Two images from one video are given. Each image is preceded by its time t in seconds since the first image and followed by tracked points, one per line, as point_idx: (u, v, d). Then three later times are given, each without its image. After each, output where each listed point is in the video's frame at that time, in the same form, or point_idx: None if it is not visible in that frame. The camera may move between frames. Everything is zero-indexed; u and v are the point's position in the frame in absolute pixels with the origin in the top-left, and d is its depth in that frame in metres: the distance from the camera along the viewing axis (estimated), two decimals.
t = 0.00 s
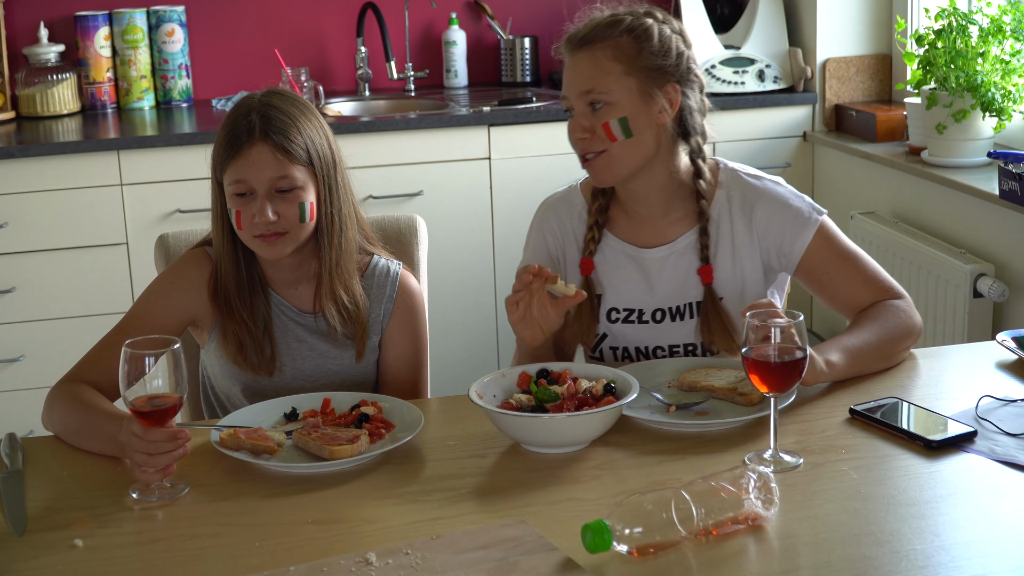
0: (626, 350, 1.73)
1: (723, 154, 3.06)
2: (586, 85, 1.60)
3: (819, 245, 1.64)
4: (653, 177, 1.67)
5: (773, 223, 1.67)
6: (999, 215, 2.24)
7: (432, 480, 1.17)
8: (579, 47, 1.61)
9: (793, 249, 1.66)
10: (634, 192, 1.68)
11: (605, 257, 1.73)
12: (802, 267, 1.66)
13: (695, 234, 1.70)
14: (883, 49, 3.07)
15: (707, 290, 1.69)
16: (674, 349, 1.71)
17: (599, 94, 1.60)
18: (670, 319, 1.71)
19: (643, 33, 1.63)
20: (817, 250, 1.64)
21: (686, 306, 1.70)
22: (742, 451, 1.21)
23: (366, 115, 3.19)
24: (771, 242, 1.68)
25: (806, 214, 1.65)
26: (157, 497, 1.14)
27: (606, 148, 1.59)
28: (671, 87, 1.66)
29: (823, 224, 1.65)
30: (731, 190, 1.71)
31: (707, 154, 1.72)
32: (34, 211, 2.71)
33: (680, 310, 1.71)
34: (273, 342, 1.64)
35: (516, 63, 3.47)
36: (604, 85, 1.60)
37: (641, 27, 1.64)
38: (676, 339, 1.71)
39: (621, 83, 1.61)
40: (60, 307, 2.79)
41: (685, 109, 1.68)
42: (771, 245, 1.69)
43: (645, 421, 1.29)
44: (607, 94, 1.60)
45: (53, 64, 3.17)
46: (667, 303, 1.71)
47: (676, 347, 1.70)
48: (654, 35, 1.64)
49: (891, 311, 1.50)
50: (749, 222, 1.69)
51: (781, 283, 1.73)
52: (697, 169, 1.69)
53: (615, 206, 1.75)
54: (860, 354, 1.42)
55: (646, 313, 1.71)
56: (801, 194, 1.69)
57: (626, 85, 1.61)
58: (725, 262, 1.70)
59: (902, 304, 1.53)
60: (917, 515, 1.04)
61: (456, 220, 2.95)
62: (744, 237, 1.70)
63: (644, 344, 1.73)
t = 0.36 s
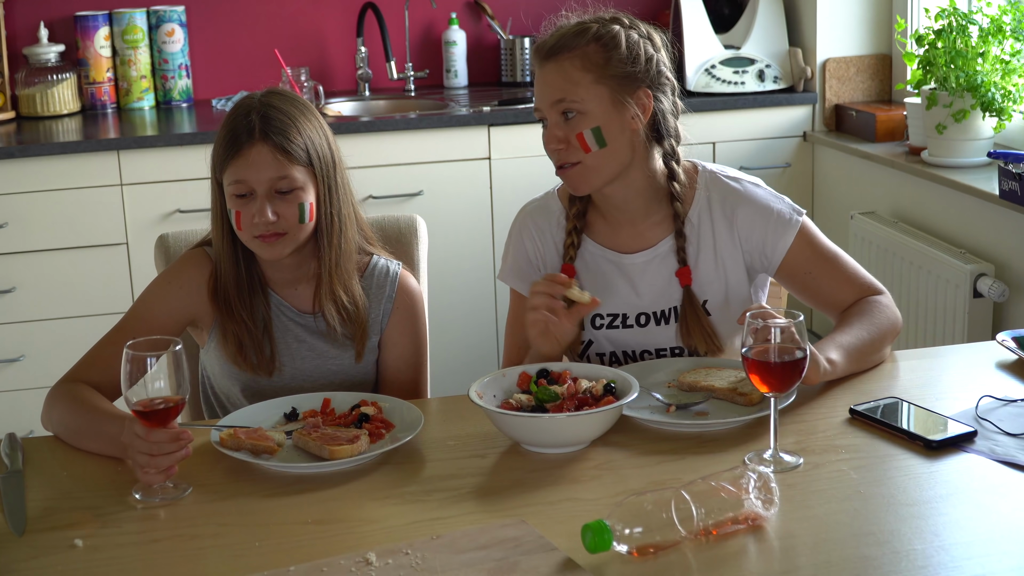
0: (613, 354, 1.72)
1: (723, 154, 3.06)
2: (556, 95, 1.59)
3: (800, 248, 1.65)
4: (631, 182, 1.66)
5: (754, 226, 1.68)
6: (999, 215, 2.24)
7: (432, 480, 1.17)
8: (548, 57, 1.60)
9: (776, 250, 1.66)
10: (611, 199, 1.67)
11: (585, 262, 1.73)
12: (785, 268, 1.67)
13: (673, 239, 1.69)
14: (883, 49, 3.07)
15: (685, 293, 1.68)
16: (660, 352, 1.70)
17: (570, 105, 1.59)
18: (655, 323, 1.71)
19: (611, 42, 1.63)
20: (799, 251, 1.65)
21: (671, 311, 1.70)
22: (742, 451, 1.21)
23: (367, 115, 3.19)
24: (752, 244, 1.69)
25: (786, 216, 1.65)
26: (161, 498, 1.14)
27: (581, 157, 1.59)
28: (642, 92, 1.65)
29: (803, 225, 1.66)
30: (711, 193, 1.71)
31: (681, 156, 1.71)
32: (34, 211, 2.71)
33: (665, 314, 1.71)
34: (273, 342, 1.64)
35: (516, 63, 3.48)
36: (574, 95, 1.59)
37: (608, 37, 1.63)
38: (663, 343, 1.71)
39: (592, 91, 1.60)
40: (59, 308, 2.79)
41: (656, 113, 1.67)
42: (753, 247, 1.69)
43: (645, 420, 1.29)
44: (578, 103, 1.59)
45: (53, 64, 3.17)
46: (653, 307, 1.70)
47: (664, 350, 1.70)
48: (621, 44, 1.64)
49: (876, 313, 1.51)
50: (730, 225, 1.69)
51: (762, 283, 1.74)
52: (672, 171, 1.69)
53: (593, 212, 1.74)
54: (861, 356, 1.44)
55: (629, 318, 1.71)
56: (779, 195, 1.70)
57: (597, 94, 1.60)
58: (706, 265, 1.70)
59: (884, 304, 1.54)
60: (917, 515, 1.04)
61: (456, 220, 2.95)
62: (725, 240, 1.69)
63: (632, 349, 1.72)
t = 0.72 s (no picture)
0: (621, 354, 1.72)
1: (723, 154, 3.06)
2: (590, 81, 1.62)
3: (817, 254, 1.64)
4: (653, 181, 1.67)
5: (773, 233, 1.68)
6: (1000, 215, 2.24)
7: (432, 480, 1.17)
8: (588, 44, 1.63)
9: (795, 257, 1.66)
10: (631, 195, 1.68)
11: (600, 260, 1.72)
12: (805, 274, 1.66)
13: (691, 243, 1.69)
14: (883, 49, 3.07)
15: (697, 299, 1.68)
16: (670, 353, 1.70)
17: (603, 92, 1.61)
18: (666, 324, 1.71)
19: (652, 35, 1.65)
20: (819, 255, 1.64)
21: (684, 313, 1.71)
22: (742, 451, 1.21)
23: (367, 115, 3.19)
24: (771, 251, 1.69)
25: (805, 221, 1.65)
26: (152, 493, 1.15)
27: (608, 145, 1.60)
28: (678, 89, 1.67)
29: (823, 229, 1.65)
30: (729, 200, 1.71)
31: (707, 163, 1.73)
32: (34, 211, 2.71)
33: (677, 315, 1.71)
34: (273, 342, 1.64)
35: (516, 63, 3.47)
36: (608, 83, 1.62)
37: (649, 30, 1.65)
38: (674, 344, 1.71)
39: (626, 82, 1.62)
40: (60, 308, 2.79)
41: (687, 114, 1.70)
42: (772, 254, 1.69)
43: (645, 420, 1.29)
44: (612, 92, 1.62)
45: (53, 64, 3.17)
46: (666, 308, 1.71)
47: (673, 350, 1.70)
48: (663, 39, 1.66)
49: (898, 317, 1.50)
50: (748, 232, 1.69)
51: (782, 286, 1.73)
52: (697, 178, 1.70)
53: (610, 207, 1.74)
54: (857, 360, 1.42)
55: (640, 318, 1.71)
56: (798, 200, 1.69)
57: (630, 85, 1.62)
58: (723, 273, 1.70)
59: (909, 308, 1.52)
60: (917, 514, 1.04)
61: (456, 220, 2.95)
62: (742, 247, 1.70)
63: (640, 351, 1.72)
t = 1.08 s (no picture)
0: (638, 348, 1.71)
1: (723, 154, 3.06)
2: (632, 69, 1.62)
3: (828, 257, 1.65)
4: (682, 175, 1.66)
5: (794, 226, 1.68)
6: (1000, 215, 2.24)
7: (432, 480, 1.17)
8: (634, 33, 1.64)
9: (815, 250, 1.66)
10: (659, 189, 1.68)
11: (623, 251, 1.72)
12: (823, 269, 1.66)
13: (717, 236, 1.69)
14: (883, 49, 3.08)
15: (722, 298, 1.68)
16: (691, 345, 1.70)
17: (643, 82, 1.62)
18: (687, 316, 1.70)
19: (699, 32, 1.65)
20: (837, 253, 1.64)
21: (705, 305, 1.70)
22: (742, 451, 1.21)
23: (367, 115, 3.19)
24: (791, 246, 1.69)
25: (826, 216, 1.66)
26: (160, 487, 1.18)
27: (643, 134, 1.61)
28: (717, 88, 1.68)
29: (843, 226, 1.66)
30: (752, 194, 1.71)
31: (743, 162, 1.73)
32: (34, 211, 2.71)
33: (698, 308, 1.70)
34: (270, 342, 1.64)
35: (516, 63, 3.47)
36: (650, 74, 1.62)
37: (698, 24, 1.66)
38: (695, 335, 1.70)
39: (668, 74, 1.63)
40: (60, 308, 2.79)
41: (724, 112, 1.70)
42: (792, 247, 1.69)
43: (645, 420, 1.29)
44: (652, 83, 1.62)
45: (53, 64, 3.17)
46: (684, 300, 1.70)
47: (694, 343, 1.70)
48: (710, 35, 1.67)
49: (911, 318, 1.50)
50: (769, 226, 1.70)
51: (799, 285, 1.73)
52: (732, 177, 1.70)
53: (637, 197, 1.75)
54: (855, 361, 1.41)
55: (662, 310, 1.71)
56: (819, 197, 1.70)
57: (671, 78, 1.63)
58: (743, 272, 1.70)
59: (921, 312, 1.52)
60: (917, 514, 1.04)
61: (456, 220, 2.95)
62: (764, 242, 1.70)
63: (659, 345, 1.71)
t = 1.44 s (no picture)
0: (643, 349, 1.72)
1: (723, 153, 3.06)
2: (684, 107, 1.54)
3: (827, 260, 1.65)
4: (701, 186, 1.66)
5: (796, 228, 1.68)
6: (1000, 215, 2.24)
7: (432, 480, 1.17)
8: (682, 67, 1.53)
9: (816, 253, 1.66)
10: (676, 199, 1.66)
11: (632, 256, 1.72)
12: (824, 270, 1.66)
13: (720, 238, 1.69)
14: (883, 49, 3.08)
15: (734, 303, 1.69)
16: (694, 348, 1.70)
17: (693, 120, 1.55)
18: (690, 319, 1.70)
19: (737, 59, 1.59)
20: (838, 254, 1.64)
21: (707, 308, 1.70)
22: (742, 451, 1.21)
23: (366, 115, 3.19)
24: (792, 248, 1.69)
25: (827, 219, 1.66)
26: (178, 499, 1.14)
27: (685, 169, 1.57)
28: (748, 113, 1.65)
29: (844, 229, 1.66)
30: (755, 195, 1.71)
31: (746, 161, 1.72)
32: (34, 211, 2.71)
33: (701, 311, 1.70)
34: (284, 355, 1.64)
35: (516, 63, 3.47)
36: (701, 110, 1.55)
37: (733, 49, 1.60)
38: (699, 338, 1.71)
39: (716, 109, 1.57)
40: (60, 308, 2.79)
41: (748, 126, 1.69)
42: (793, 250, 1.69)
43: (645, 420, 1.29)
44: (701, 123, 1.56)
45: (53, 64, 3.17)
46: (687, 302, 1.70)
47: (697, 345, 1.70)
48: (746, 60, 1.61)
49: (911, 317, 1.50)
50: (771, 228, 1.70)
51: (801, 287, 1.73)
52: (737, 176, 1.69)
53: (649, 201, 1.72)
54: (855, 361, 1.42)
55: (664, 313, 1.71)
56: (822, 199, 1.70)
57: (717, 112, 1.57)
58: (746, 273, 1.70)
59: (921, 312, 1.52)
60: (917, 515, 1.04)
61: (456, 220, 2.95)
62: (766, 243, 1.70)
63: (663, 346, 1.72)
